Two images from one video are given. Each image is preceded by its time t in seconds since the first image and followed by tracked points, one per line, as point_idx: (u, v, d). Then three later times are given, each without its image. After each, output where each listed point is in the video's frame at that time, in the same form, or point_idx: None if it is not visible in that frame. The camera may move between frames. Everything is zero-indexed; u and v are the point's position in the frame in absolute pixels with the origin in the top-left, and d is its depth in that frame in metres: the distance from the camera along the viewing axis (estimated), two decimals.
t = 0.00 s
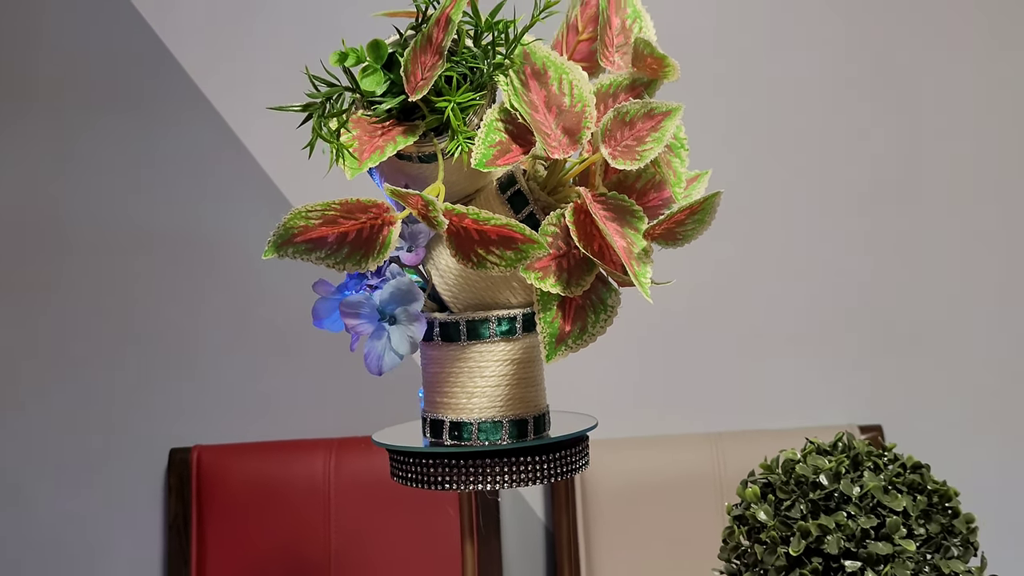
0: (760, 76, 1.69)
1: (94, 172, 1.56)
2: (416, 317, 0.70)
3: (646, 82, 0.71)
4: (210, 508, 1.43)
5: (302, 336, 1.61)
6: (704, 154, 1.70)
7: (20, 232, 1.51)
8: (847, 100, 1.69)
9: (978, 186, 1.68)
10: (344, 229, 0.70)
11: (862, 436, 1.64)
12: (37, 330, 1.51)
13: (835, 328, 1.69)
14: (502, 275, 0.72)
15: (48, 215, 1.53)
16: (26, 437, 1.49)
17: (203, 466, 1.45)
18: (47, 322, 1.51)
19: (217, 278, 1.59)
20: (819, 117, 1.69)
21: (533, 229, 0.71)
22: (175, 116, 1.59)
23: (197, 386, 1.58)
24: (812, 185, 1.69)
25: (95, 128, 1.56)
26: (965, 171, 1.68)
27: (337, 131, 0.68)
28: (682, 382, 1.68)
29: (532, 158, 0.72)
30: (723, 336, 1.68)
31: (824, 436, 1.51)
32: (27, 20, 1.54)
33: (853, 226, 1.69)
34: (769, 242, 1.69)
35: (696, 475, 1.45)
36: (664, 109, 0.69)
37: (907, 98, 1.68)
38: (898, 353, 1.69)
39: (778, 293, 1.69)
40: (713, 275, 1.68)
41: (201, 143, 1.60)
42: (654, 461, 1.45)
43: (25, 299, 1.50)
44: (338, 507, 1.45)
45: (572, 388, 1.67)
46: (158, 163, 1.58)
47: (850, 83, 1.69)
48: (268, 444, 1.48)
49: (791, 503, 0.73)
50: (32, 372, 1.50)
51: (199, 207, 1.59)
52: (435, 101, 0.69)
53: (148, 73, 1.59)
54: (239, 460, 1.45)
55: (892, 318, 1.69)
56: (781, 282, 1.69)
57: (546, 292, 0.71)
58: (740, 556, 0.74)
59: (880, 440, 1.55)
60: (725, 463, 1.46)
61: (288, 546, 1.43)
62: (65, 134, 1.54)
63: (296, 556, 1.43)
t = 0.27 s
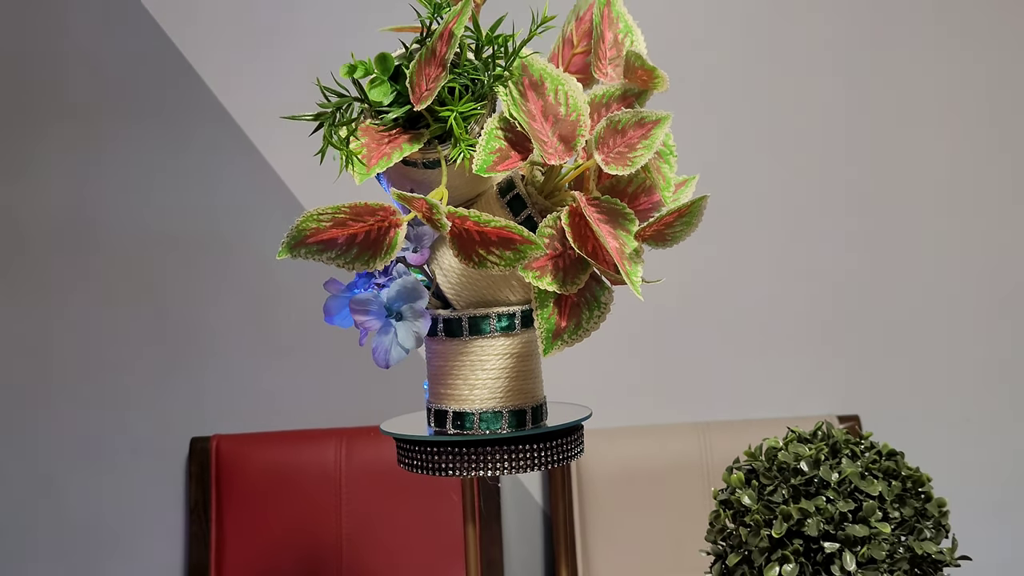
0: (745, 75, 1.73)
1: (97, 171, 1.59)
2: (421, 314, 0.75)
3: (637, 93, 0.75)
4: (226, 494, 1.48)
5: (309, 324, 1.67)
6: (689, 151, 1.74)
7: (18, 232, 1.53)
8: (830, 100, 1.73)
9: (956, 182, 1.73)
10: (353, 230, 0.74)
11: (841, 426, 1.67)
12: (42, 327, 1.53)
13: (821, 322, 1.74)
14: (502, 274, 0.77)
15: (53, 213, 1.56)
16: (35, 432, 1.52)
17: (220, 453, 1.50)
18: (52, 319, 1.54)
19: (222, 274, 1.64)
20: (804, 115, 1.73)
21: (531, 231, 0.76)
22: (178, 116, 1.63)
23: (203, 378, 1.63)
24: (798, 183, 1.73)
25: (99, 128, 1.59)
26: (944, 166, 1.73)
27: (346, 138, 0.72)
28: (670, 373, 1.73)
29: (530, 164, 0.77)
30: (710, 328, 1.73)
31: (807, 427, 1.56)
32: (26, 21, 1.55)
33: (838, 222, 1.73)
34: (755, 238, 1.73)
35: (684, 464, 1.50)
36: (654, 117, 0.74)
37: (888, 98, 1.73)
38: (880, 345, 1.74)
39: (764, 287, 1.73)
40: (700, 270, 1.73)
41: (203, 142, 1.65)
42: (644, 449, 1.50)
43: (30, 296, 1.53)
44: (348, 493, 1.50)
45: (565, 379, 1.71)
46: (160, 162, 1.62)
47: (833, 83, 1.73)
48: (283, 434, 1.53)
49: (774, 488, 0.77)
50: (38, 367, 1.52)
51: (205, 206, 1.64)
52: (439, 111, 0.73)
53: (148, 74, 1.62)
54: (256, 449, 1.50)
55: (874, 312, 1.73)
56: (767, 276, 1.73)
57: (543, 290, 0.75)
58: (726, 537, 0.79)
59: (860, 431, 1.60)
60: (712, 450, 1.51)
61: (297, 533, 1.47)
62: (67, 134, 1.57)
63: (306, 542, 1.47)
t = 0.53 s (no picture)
0: (736, 75, 1.73)
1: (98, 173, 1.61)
2: (424, 312, 0.78)
3: (630, 102, 0.80)
4: (239, 484, 1.53)
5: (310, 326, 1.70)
6: (679, 147, 1.74)
7: (13, 224, 1.44)
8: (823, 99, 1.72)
9: (952, 180, 1.71)
10: (360, 233, 0.78)
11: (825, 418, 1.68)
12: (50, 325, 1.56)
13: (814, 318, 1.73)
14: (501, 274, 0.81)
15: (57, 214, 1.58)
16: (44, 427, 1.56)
17: (234, 444, 1.55)
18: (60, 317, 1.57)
19: (223, 272, 1.67)
20: (797, 115, 1.72)
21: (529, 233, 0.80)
22: (175, 116, 1.64)
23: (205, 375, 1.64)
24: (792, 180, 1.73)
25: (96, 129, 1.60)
26: (937, 169, 1.71)
27: (353, 145, 0.76)
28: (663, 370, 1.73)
29: (528, 169, 0.81)
30: (700, 322, 1.72)
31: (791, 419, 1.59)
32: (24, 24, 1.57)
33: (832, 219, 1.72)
34: (750, 235, 1.73)
35: (674, 455, 1.53)
36: (646, 125, 0.77)
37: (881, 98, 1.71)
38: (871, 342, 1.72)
39: (757, 283, 1.73)
40: (693, 266, 1.73)
41: (200, 143, 1.66)
42: (637, 443, 1.54)
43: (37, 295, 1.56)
44: (356, 484, 1.54)
45: (561, 375, 1.74)
46: (156, 161, 1.62)
47: (828, 81, 1.72)
48: (294, 426, 1.57)
49: (760, 477, 0.81)
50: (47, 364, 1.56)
51: (206, 204, 1.66)
52: (442, 119, 0.77)
53: (143, 73, 1.62)
54: (268, 440, 1.55)
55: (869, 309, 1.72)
56: (759, 273, 1.73)
57: (541, 289, 0.79)
58: (715, 524, 0.83)
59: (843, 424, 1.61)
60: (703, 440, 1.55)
61: (307, 522, 1.52)
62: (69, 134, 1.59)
63: (316, 530, 1.52)
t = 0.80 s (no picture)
0: (736, 74, 1.74)
1: (111, 175, 1.67)
2: (427, 310, 0.81)
3: (625, 107, 0.82)
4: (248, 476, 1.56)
5: (311, 323, 1.71)
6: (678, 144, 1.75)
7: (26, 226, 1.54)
8: (820, 99, 1.75)
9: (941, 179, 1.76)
10: (365, 234, 0.81)
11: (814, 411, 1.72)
12: (66, 321, 1.64)
13: (806, 315, 1.76)
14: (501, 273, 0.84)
15: (72, 215, 1.65)
16: (59, 418, 1.63)
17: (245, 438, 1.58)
18: (75, 313, 1.64)
19: (227, 269, 1.69)
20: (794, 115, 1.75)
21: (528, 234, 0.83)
22: (182, 116, 1.68)
23: (211, 370, 1.68)
24: (787, 178, 1.75)
25: (110, 130, 1.66)
26: (930, 168, 1.76)
27: (358, 149, 0.79)
28: (659, 365, 1.75)
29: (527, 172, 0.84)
30: (694, 316, 1.75)
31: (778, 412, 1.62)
32: (41, 30, 1.63)
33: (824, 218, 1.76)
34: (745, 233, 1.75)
35: (668, 448, 1.57)
36: (640, 130, 0.80)
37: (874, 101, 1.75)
38: (858, 338, 1.76)
39: (750, 278, 1.76)
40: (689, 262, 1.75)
41: (205, 143, 1.69)
42: (633, 435, 1.58)
43: (54, 293, 1.63)
44: (362, 477, 1.57)
45: (560, 372, 1.75)
46: (168, 162, 1.68)
47: (824, 82, 1.75)
48: (302, 420, 1.60)
49: (751, 468, 0.84)
50: (64, 357, 1.63)
51: (210, 203, 1.69)
52: (444, 124, 0.80)
53: (153, 76, 1.67)
54: (277, 434, 1.58)
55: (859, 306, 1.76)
56: (749, 269, 1.76)
57: (539, 288, 0.82)
58: (707, 514, 0.86)
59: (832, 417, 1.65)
60: (695, 434, 1.58)
61: (314, 514, 1.55)
62: (83, 137, 1.65)
63: (321, 522, 1.55)
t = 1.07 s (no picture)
0: (738, 72, 1.74)
1: (111, 174, 1.66)
2: (427, 309, 0.81)
3: (625, 105, 0.82)
4: (249, 475, 1.57)
5: (311, 322, 1.70)
6: (678, 142, 1.75)
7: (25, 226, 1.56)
8: (822, 97, 1.75)
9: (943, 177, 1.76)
10: (364, 232, 0.81)
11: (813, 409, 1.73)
12: (67, 320, 1.64)
13: (806, 313, 1.76)
14: (500, 272, 0.83)
15: (73, 214, 1.65)
16: (60, 417, 1.63)
17: (245, 437, 1.58)
18: (75, 312, 1.64)
19: (226, 268, 1.69)
20: (795, 113, 1.75)
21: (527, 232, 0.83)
22: (183, 115, 1.68)
23: (211, 369, 1.68)
24: (788, 176, 1.75)
25: (111, 129, 1.66)
26: (932, 167, 1.76)
27: (357, 147, 0.79)
28: (659, 364, 1.75)
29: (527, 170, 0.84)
30: (695, 315, 1.75)
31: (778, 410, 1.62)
32: (42, 28, 1.63)
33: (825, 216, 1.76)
34: (745, 231, 1.75)
35: (668, 446, 1.57)
36: (639, 128, 0.80)
37: (876, 99, 1.75)
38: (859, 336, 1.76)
39: (750, 276, 1.76)
40: (689, 261, 1.75)
41: (205, 141, 1.69)
42: (634, 434, 1.57)
43: (55, 292, 1.63)
44: (362, 476, 1.57)
45: (559, 371, 1.75)
46: (168, 161, 1.68)
47: (826, 79, 1.75)
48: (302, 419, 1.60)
49: (750, 467, 0.84)
50: (65, 356, 1.63)
51: (209, 203, 1.69)
52: (443, 122, 0.80)
53: (153, 75, 1.67)
54: (277, 433, 1.58)
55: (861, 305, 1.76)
56: (749, 268, 1.75)
57: (539, 286, 0.82)
58: (707, 513, 0.86)
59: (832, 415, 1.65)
60: (695, 433, 1.58)
61: (314, 513, 1.55)
62: (85, 136, 1.65)
63: (321, 521, 1.55)
